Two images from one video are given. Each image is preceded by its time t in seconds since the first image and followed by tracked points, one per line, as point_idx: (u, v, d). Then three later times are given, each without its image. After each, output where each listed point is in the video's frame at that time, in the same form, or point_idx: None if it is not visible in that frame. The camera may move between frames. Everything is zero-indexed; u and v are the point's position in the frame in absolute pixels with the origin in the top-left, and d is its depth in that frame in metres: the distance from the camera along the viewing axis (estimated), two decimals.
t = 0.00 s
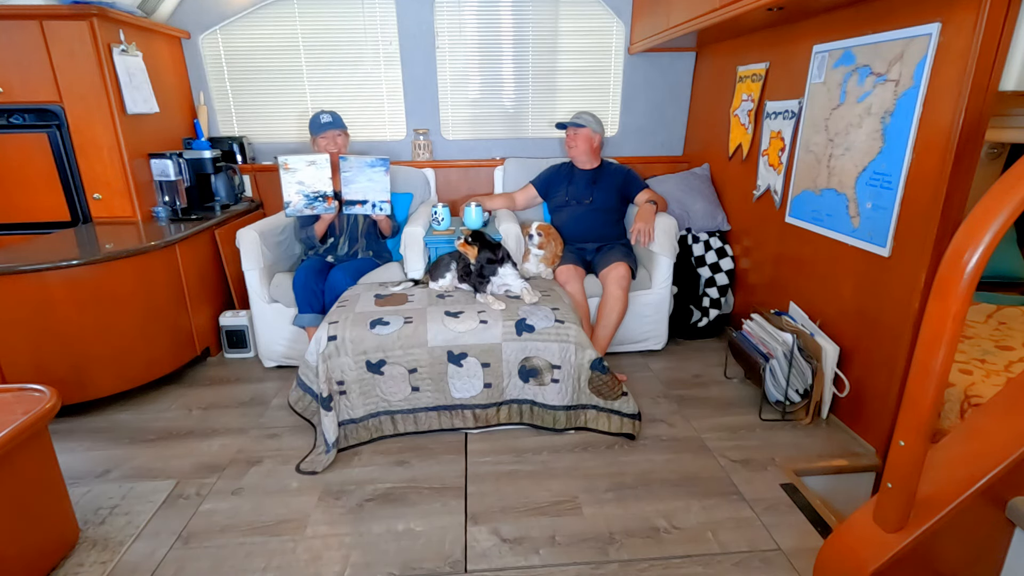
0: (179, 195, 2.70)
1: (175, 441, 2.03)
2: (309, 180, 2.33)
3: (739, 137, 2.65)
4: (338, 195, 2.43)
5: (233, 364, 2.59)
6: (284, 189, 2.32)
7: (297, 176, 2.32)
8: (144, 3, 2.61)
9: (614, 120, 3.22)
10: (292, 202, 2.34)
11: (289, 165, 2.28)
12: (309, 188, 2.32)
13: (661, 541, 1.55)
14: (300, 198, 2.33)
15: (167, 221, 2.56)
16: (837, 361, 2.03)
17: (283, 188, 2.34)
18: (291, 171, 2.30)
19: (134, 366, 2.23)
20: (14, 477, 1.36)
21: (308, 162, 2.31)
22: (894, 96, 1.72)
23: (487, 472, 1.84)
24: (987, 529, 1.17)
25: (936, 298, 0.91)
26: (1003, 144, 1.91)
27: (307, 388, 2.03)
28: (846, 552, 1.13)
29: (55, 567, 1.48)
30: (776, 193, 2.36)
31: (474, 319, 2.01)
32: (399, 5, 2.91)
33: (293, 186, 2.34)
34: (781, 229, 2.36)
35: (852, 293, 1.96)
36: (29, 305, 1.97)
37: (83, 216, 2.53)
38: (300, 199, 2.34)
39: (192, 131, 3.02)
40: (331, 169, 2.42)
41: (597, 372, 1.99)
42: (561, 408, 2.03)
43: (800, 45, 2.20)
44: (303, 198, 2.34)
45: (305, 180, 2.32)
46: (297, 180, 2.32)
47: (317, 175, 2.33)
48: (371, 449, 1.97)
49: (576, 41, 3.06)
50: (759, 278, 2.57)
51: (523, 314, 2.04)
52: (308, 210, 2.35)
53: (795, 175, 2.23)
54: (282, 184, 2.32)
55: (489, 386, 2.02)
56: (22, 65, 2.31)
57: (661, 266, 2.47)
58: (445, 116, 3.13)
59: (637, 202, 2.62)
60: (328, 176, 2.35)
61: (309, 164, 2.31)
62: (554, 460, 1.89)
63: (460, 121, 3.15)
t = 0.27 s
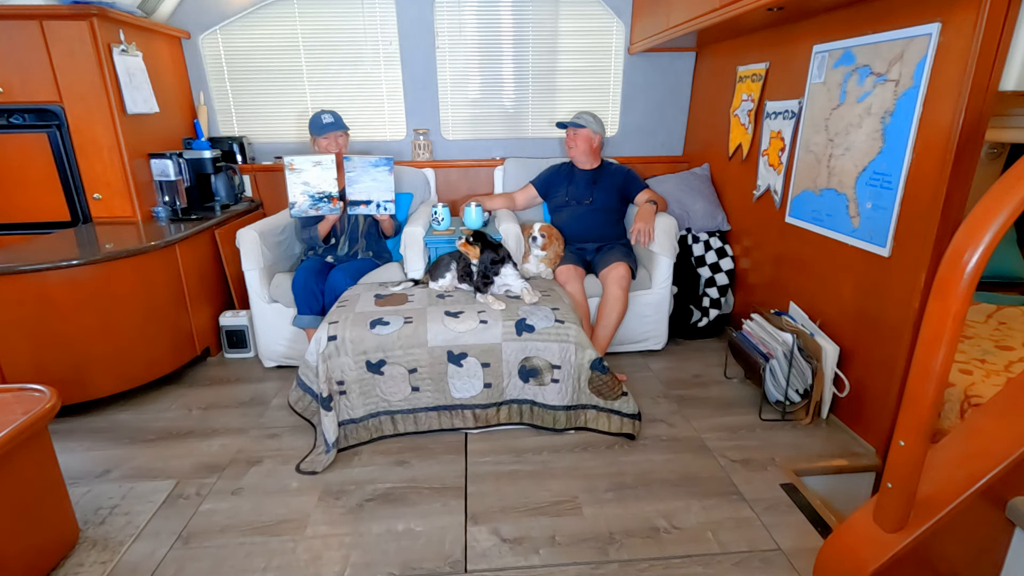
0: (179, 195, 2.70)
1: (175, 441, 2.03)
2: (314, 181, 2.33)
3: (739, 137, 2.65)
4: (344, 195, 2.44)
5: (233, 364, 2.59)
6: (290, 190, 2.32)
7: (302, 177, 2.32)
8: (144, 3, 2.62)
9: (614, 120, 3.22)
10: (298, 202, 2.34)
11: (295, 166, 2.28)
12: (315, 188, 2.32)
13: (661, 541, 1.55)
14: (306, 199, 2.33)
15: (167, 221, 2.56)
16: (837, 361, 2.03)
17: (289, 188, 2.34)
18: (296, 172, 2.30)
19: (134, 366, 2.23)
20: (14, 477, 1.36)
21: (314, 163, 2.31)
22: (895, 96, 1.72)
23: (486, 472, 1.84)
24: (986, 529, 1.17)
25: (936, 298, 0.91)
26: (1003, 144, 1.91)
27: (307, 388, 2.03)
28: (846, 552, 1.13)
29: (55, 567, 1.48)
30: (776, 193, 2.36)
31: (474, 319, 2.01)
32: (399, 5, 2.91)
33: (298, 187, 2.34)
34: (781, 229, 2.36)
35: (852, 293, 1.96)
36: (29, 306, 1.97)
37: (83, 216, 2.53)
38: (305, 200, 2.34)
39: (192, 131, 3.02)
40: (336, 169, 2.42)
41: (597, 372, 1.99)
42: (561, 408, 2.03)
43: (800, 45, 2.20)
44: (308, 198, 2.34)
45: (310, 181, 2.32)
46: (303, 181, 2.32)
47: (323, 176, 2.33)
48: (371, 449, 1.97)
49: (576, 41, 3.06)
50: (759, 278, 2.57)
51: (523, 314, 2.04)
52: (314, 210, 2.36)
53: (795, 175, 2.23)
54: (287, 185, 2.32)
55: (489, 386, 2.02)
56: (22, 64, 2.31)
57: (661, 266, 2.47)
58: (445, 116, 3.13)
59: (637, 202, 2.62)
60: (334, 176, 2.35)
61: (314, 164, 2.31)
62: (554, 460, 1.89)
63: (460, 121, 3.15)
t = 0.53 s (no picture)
0: (179, 195, 2.70)
1: (175, 441, 2.03)
2: (317, 182, 2.33)
3: (739, 137, 2.65)
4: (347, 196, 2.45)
5: (233, 364, 2.59)
6: (293, 191, 2.32)
7: (305, 178, 2.32)
8: (144, 3, 2.61)
9: (614, 120, 3.22)
10: (300, 204, 2.34)
11: (298, 167, 2.28)
12: (317, 190, 2.33)
13: (661, 541, 1.55)
14: (308, 200, 2.33)
15: (167, 221, 2.56)
16: (837, 361, 2.03)
17: (291, 190, 2.34)
18: (299, 174, 2.30)
19: (134, 366, 2.23)
20: (14, 477, 1.36)
21: (317, 164, 2.31)
22: (895, 96, 1.72)
23: (486, 472, 1.85)
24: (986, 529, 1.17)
25: (936, 299, 0.91)
26: (1003, 144, 1.91)
27: (307, 388, 2.04)
28: (846, 552, 1.13)
29: (55, 567, 1.48)
30: (776, 193, 2.36)
31: (474, 319, 2.01)
32: (399, 5, 2.91)
33: (301, 189, 2.34)
34: (781, 229, 2.36)
35: (852, 293, 1.96)
36: (29, 306, 1.97)
37: (83, 216, 2.53)
38: (308, 202, 2.34)
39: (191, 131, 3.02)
40: (339, 171, 2.43)
41: (597, 372, 1.99)
42: (561, 408, 2.03)
43: (800, 45, 2.20)
44: (311, 200, 2.35)
45: (313, 182, 2.32)
46: (306, 182, 2.32)
47: (326, 177, 2.33)
48: (371, 449, 1.97)
49: (576, 41, 3.06)
50: (759, 278, 2.57)
51: (523, 314, 2.04)
52: (316, 211, 2.36)
53: (795, 175, 2.23)
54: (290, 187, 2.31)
55: (489, 386, 2.02)
56: (22, 65, 2.31)
57: (661, 266, 2.47)
58: (446, 116, 3.13)
59: (637, 202, 2.62)
60: (336, 177, 2.36)
61: (317, 166, 2.32)
62: (554, 460, 1.89)
63: (460, 121, 3.15)
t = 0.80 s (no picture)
0: (179, 195, 2.70)
1: (175, 441, 2.03)
2: (319, 182, 2.33)
3: (739, 137, 2.65)
4: (348, 197, 2.45)
5: (233, 364, 2.59)
6: (295, 191, 2.32)
7: (307, 178, 2.32)
8: (144, 3, 2.61)
9: (614, 120, 3.22)
10: (302, 204, 2.34)
11: (300, 167, 2.29)
12: (319, 190, 2.33)
13: (661, 541, 1.55)
14: (310, 200, 2.33)
15: (167, 221, 2.56)
16: (837, 362, 2.03)
17: (293, 190, 2.34)
18: (302, 174, 2.31)
19: (134, 366, 2.23)
20: (14, 477, 1.36)
21: (319, 164, 2.31)
22: (894, 96, 1.72)
23: (486, 472, 1.85)
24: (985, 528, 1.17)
25: (936, 299, 0.91)
26: (1003, 144, 1.91)
27: (307, 388, 2.04)
28: (846, 552, 1.14)
29: (55, 567, 1.48)
30: (776, 193, 2.36)
31: (474, 319, 2.01)
32: (399, 5, 2.91)
33: (303, 189, 2.34)
34: (781, 229, 2.36)
35: (852, 293, 1.96)
36: (29, 306, 1.97)
37: (83, 216, 2.53)
38: (310, 202, 2.34)
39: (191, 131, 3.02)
40: (342, 172, 2.44)
41: (597, 372, 1.99)
42: (561, 408, 2.03)
43: (800, 46, 2.20)
44: (313, 200, 2.35)
45: (315, 183, 2.32)
46: (308, 182, 2.32)
47: (327, 177, 2.33)
48: (371, 449, 1.97)
49: (576, 41, 3.06)
50: (759, 278, 2.57)
51: (523, 314, 2.04)
52: (318, 212, 2.36)
53: (795, 175, 2.23)
54: (293, 186, 2.31)
55: (489, 386, 2.02)
56: (22, 64, 2.31)
57: (661, 266, 2.47)
58: (445, 116, 3.13)
59: (637, 202, 2.62)
60: (338, 178, 2.36)
61: (319, 167, 2.32)
62: (554, 460, 1.89)
63: (460, 121, 3.15)
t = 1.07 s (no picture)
0: (179, 195, 2.70)
1: (175, 441, 2.03)
2: (320, 182, 2.34)
3: (739, 137, 2.65)
4: (349, 197, 2.46)
5: (233, 364, 2.59)
6: (296, 192, 2.33)
7: (308, 179, 2.33)
8: (144, 3, 2.62)
9: (614, 120, 3.22)
10: (303, 204, 2.35)
11: (301, 168, 2.30)
12: (320, 190, 2.33)
13: (661, 541, 1.55)
14: (311, 201, 2.34)
15: (167, 221, 2.56)
16: (837, 361, 2.03)
17: (294, 190, 2.34)
18: (303, 175, 2.31)
19: (135, 366, 2.23)
20: (14, 477, 1.36)
21: (320, 165, 2.32)
22: (894, 96, 1.72)
23: (486, 472, 1.85)
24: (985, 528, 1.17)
25: (936, 299, 0.91)
26: (1003, 144, 1.91)
27: (307, 388, 2.04)
28: (845, 552, 1.14)
29: (55, 567, 1.48)
30: (776, 193, 2.36)
31: (474, 319, 2.01)
32: (399, 5, 2.91)
33: (304, 189, 2.35)
34: (781, 229, 2.36)
35: (852, 293, 1.96)
36: (29, 306, 1.97)
37: (83, 216, 2.53)
38: (311, 202, 2.35)
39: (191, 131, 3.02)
40: (342, 172, 2.45)
41: (597, 372, 1.99)
42: (561, 408, 2.03)
43: (800, 46, 2.20)
44: (314, 201, 2.35)
45: (316, 183, 2.33)
46: (308, 182, 2.33)
47: (328, 178, 2.34)
48: (371, 449, 1.97)
49: (576, 41, 3.05)
50: (759, 278, 2.57)
51: (523, 314, 2.04)
52: (319, 212, 2.36)
53: (795, 175, 2.23)
54: (293, 187, 2.32)
55: (489, 386, 2.02)
56: (22, 64, 2.31)
57: (661, 266, 2.47)
58: (445, 116, 3.13)
59: (637, 202, 2.63)
60: (339, 178, 2.36)
61: (320, 167, 2.33)
62: (554, 460, 1.89)
63: (460, 121, 3.15)
